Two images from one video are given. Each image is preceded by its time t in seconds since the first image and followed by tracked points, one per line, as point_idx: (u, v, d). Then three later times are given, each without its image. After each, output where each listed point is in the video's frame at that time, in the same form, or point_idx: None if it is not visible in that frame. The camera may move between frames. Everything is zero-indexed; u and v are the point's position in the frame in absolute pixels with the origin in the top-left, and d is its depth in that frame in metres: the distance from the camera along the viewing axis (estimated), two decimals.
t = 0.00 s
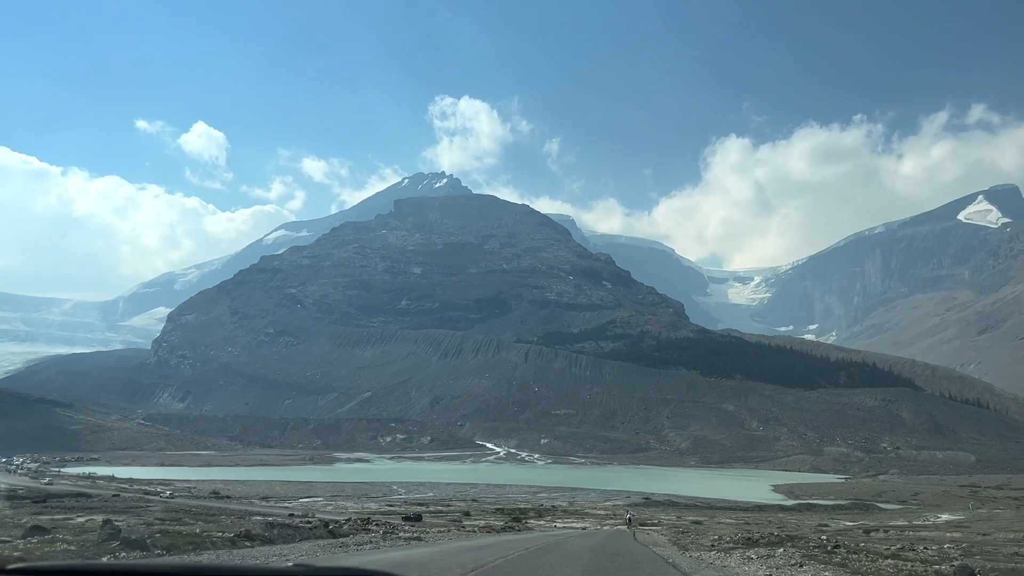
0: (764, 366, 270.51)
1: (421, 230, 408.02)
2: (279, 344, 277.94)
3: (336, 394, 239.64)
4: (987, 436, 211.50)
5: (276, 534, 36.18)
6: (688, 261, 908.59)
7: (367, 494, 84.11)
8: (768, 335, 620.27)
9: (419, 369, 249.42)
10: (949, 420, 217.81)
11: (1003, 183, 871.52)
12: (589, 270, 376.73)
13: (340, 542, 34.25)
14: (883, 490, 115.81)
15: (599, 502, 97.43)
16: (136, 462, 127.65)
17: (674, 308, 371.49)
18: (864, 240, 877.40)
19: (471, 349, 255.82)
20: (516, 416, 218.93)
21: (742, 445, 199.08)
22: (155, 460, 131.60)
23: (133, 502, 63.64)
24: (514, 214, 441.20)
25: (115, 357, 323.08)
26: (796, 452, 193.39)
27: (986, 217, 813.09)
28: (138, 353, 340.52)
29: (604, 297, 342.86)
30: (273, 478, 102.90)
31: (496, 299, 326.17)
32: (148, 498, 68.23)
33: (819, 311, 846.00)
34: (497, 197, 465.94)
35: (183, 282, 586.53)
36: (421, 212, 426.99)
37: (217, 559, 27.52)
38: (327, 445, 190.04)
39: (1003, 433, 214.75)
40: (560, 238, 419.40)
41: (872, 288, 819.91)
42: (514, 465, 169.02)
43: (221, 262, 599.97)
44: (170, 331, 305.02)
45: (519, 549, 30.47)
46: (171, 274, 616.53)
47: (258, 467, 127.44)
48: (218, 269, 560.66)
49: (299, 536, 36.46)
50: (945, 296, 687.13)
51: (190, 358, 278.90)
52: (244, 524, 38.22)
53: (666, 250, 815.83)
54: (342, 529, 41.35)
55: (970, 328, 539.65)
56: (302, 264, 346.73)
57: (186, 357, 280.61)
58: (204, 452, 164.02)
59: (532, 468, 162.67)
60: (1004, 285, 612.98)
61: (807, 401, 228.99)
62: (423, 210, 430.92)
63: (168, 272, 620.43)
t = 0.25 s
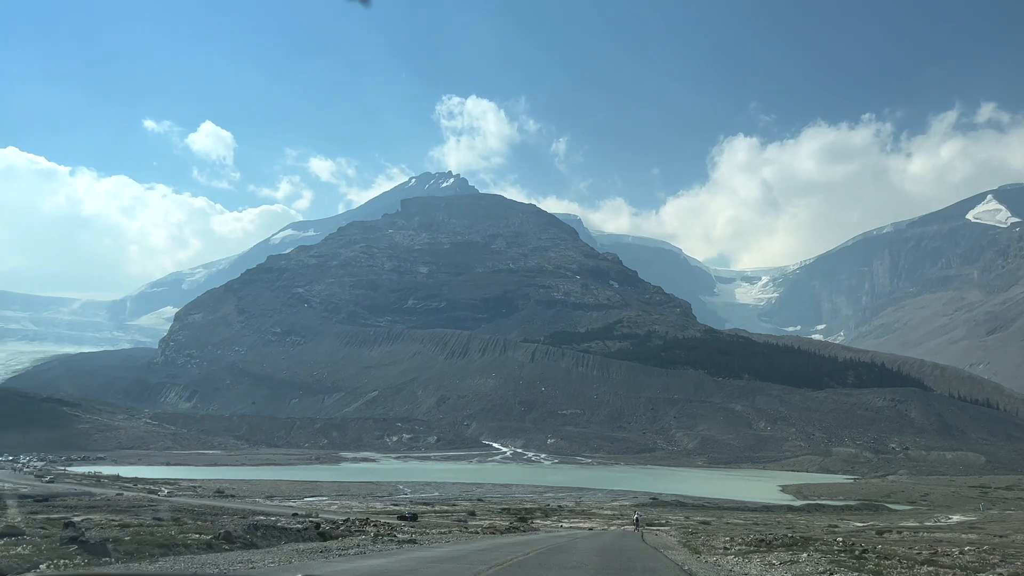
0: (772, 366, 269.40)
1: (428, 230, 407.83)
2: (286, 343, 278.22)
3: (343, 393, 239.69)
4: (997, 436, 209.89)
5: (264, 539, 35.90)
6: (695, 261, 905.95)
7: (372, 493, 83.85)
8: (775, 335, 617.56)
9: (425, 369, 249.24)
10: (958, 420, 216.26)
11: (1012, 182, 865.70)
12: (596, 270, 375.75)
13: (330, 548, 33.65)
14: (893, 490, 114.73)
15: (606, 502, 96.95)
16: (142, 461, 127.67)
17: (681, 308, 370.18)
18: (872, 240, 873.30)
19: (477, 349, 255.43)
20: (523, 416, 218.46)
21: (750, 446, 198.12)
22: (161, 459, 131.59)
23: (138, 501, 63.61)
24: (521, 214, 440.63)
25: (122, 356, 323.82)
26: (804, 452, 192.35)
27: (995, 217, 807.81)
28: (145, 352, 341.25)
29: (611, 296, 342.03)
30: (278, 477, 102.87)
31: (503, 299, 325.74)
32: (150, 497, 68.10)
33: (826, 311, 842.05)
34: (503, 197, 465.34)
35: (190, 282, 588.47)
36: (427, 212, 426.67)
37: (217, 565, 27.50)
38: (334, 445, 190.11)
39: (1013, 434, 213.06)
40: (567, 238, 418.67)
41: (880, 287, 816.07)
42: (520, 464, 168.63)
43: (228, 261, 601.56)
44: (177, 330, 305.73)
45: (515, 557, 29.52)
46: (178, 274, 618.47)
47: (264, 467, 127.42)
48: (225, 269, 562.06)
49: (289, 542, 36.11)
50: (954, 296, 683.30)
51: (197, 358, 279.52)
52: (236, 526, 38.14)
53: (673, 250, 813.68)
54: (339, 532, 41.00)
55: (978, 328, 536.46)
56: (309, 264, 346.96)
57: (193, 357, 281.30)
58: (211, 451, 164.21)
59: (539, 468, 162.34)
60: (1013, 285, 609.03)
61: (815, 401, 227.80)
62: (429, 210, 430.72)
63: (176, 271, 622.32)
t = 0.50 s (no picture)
0: (780, 367, 268.07)
1: (435, 230, 407.70)
2: (293, 343, 278.56)
3: (350, 393, 239.74)
4: (1007, 438, 208.22)
5: (254, 540, 35.02)
6: (703, 261, 903.27)
7: (378, 493, 83.61)
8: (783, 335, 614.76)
9: (432, 369, 249.01)
10: (968, 422, 214.71)
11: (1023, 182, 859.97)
12: (603, 270, 374.85)
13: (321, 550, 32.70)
14: (903, 491, 113.96)
15: (613, 503, 96.39)
16: (149, 460, 127.71)
17: (689, 308, 369.05)
18: (881, 240, 869.23)
19: (484, 349, 255.08)
20: (529, 416, 217.96)
21: (758, 446, 197.15)
22: (167, 459, 131.60)
23: (141, 500, 63.22)
24: (528, 214, 440.12)
25: (130, 356, 324.77)
26: (812, 454, 191.23)
27: (1005, 217, 802.57)
28: (153, 352, 342.10)
29: (618, 297, 341.21)
30: (284, 476, 102.72)
31: (510, 299, 325.28)
32: (155, 496, 68.00)
33: (835, 311, 838.04)
34: (510, 197, 464.82)
35: (198, 282, 590.30)
36: (434, 212, 426.54)
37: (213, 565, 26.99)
38: (340, 445, 190.12)
39: None
40: (574, 238, 417.96)
41: (889, 288, 811.88)
42: (527, 465, 168.23)
43: (236, 261, 603.17)
44: (185, 330, 306.36)
45: (522, 563, 28.22)
46: (186, 274, 620.42)
47: (270, 466, 127.23)
48: (233, 269, 563.68)
49: (283, 543, 35.24)
50: (963, 297, 679.32)
51: (205, 358, 280.16)
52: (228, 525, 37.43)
53: (680, 250, 811.12)
54: (334, 533, 40.17)
55: (988, 329, 533.04)
56: (316, 264, 347.27)
57: (200, 356, 281.96)
58: (217, 450, 164.26)
59: (546, 468, 161.81)
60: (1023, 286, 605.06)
61: (823, 402, 226.57)
62: (437, 210, 430.56)
63: (184, 271, 624.23)
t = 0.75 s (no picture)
0: (786, 368, 266.97)
1: (441, 230, 407.52)
2: (298, 343, 278.73)
3: (355, 393, 239.67)
4: (1015, 439, 206.73)
5: (234, 541, 34.01)
6: (709, 261, 901.07)
7: (382, 493, 83.36)
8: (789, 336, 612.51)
9: (437, 369, 248.82)
10: (976, 423, 213.29)
11: None
12: (609, 270, 374.09)
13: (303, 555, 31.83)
14: (910, 493, 113.12)
15: (618, 504, 95.90)
16: (154, 460, 127.64)
17: (695, 308, 368.06)
18: (888, 241, 865.91)
19: (489, 349, 254.74)
20: (534, 416, 217.48)
21: (764, 447, 196.25)
22: (172, 458, 131.57)
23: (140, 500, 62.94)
24: (533, 214, 439.76)
25: (136, 356, 325.49)
26: (818, 455, 190.25)
27: (1013, 217, 798.29)
28: (159, 351, 342.78)
29: (624, 297, 340.45)
30: (288, 476, 102.47)
31: (515, 299, 324.83)
32: (156, 496, 67.70)
33: (841, 312, 834.76)
34: (516, 197, 464.30)
35: (204, 282, 591.56)
36: (440, 212, 426.34)
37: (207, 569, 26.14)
38: (345, 445, 190.04)
39: None
40: (579, 238, 417.31)
41: (896, 289, 808.49)
42: (531, 465, 167.87)
43: (242, 261, 604.33)
44: (190, 330, 306.89)
45: (517, 569, 26.96)
46: (193, 274, 621.93)
47: (275, 466, 127.07)
48: (239, 269, 564.64)
49: (289, 545, 35.16)
50: (971, 298, 676.08)
51: (210, 357, 280.64)
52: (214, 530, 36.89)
53: (686, 250, 809.18)
54: (324, 533, 39.37)
55: (996, 330, 530.04)
56: (322, 264, 347.41)
57: (205, 356, 282.44)
58: (222, 450, 164.19)
59: (551, 469, 161.37)
60: None
61: (830, 403, 225.53)
62: (442, 210, 430.38)
63: (190, 272, 625.58)
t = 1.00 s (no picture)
0: (792, 369, 266.10)
1: (445, 230, 407.39)
2: (303, 342, 278.87)
3: (359, 392, 239.55)
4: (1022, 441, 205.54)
5: (230, 538, 33.63)
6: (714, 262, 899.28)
7: (385, 493, 83.02)
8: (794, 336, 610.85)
9: (441, 369, 248.61)
10: (983, 424, 212.11)
11: None
12: (613, 271, 373.49)
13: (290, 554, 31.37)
14: (917, 495, 112.35)
15: (623, 505, 95.44)
16: (157, 459, 127.54)
17: (699, 309, 367.17)
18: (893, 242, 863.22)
19: (493, 350, 254.41)
20: (538, 417, 217.02)
21: (769, 448, 195.43)
22: (175, 457, 131.58)
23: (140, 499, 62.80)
24: (538, 215, 439.37)
25: (141, 355, 326.10)
26: (824, 456, 189.42)
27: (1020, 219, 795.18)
28: (164, 351, 343.18)
29: (628, 297, 339.88)
30: (291, 475, 102.25)
31: (519, 299, 324.45)
32: (159, 495, 67.47)
33: (846, 313, 832.08)
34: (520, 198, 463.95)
35: (209, 282, 592.66)
36: (444, 212, 426.21)
37: (208, 570, 25.85)
38: (349, 444, 189.87)
39: None
40: (584, 238, 416.80)
41: (901, 290, 805.85)
42: (535, 465, 167.56)
43: (247, 261, 605.37)
44: (195, 329, 307.47)
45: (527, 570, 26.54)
46: (197, 274, 623.19)
47: (279, 466, 126.84)
48: (243, 269, 565.49)
49: (294, 543, 34.79)
50: (976, 299, 673.62)
51: (214, 357, 280.96)
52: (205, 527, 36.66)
53: (691, 251, 807.74)
54: (330, 533, 39.06)
55: (1002, 332, 527.80)
56: (326, 264, 347.53)
57: (210, 356, 282.81)
58: (226, 449, 164.15)
59: (555, 469, 161.01)
60: None
61: (835, 404, 224.64)
62: (447, 210, 430.25)
63: (195, 272, 626.77)
